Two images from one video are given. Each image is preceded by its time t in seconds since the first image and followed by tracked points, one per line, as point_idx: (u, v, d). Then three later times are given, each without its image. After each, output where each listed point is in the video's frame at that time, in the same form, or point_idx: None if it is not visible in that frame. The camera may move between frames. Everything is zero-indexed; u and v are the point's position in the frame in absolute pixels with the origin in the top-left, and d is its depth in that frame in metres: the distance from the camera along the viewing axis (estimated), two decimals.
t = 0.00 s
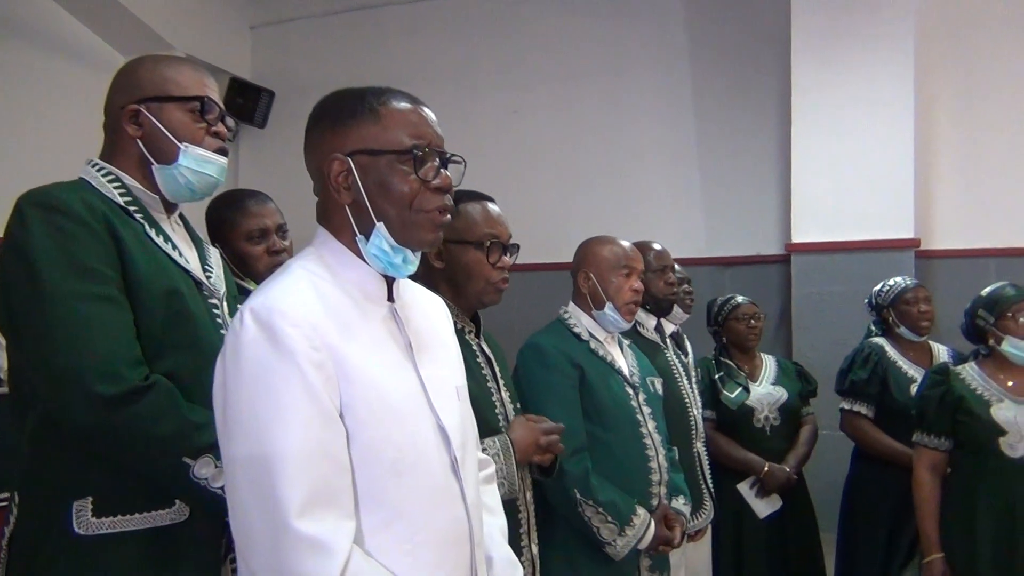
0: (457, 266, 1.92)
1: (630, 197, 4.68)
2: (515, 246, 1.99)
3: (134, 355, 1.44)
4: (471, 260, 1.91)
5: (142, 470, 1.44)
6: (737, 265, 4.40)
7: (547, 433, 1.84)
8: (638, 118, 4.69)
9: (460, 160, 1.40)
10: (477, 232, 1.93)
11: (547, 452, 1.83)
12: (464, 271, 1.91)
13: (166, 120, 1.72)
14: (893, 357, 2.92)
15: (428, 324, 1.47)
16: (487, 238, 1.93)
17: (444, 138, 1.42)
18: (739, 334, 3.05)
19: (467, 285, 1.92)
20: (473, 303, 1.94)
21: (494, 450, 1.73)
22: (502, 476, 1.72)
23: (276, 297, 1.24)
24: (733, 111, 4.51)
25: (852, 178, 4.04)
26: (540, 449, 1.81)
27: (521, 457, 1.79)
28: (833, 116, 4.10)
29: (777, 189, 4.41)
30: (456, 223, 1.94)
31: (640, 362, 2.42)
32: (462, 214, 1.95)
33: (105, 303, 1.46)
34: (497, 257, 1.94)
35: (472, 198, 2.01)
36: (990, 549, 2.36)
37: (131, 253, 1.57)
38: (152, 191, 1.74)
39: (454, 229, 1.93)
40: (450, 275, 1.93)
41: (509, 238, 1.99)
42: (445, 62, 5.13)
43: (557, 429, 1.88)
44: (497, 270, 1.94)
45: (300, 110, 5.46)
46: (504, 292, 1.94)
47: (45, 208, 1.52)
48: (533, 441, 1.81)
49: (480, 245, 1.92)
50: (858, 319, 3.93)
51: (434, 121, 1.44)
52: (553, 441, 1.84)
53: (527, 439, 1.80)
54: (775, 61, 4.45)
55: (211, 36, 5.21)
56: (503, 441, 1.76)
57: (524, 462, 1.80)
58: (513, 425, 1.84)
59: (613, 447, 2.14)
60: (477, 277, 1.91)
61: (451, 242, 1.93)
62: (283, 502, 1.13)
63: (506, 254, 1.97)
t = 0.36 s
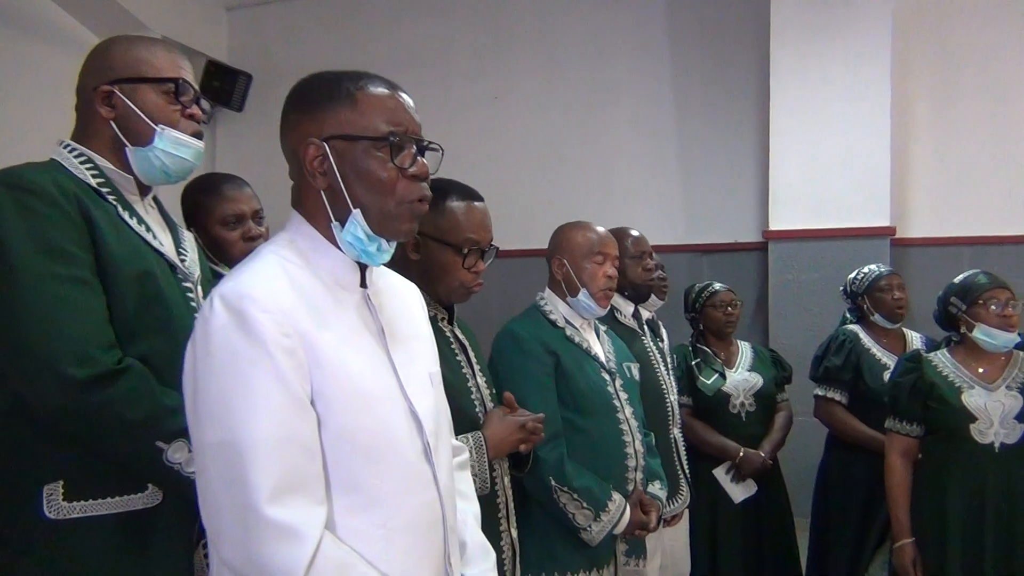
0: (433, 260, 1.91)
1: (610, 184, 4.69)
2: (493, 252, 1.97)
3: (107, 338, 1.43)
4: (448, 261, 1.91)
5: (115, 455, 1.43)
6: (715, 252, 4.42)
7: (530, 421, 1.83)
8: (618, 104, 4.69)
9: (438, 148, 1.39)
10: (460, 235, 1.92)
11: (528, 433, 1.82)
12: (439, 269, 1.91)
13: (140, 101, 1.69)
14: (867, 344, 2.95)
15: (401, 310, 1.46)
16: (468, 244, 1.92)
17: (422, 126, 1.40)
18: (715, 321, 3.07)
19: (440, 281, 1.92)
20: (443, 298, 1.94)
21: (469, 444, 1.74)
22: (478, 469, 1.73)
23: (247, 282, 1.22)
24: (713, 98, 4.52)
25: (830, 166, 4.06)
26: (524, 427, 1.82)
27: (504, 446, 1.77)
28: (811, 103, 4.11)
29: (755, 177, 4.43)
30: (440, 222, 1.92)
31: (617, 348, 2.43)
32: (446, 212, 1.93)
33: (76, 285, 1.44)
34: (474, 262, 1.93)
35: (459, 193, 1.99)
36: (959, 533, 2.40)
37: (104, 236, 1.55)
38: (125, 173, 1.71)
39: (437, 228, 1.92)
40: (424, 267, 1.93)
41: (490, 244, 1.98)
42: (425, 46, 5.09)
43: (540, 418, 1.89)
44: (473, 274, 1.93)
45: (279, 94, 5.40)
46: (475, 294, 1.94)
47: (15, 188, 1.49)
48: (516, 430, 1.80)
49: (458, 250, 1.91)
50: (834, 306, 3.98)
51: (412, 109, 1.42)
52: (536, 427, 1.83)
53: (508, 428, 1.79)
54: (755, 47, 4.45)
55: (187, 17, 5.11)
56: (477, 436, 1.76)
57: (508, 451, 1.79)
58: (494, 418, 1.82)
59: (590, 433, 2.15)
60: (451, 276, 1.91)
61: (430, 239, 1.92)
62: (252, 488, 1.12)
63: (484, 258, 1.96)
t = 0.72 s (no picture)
0: (411, 251, 1.90)
1: (590, 175, 4.69)
2: (473, 240, 1.97)
3: (77, 327, 1.41)
4: (426, 250, 1.90)
5: (85, 443, 1.41)
6: (694, 243, 4.44)
7: (510, 409, 1.84)
8: (598, 95, 4.68)
9: (406, 132, 1.38)
10: (439, 224, 1.91)
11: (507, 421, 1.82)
12: (417, 259, 1.90)
13: (110, 87, 1.66)
14: (841, 334, 2.98)
15: (373, 297, 1.46)
16: (448, 232, 1.91)
17: (389, 110, 1.40)
18: (692, 311, 3.09)
19: (417, 270, 1.90)
20: (421, 289, 1.92)
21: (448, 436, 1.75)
22: (451, 460, 1.74)
23: (215, 269, 1.21)
24: (693, 89, 4.53)
25: (808, 158, 4.09)
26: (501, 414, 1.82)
27: (483, 435, 1.78)
28: (789, 95, 4.13)
29: (733, 168, 4.45)
30: (419, 210, 1.92)
31: (593, 336, 2.44)
32: (425, 200, 1.93)
33: (44, 273, 1.42)
34: (454, 251, 1.92)
35: (437, 181, 1.99)
36: (927, 523, 2.44)
37: (72, 223, 1.53)
38: (95, 159, 1.68)
39: (416, 216, 1.92)
40: (403, 258, 1.91)
41: (468, 231, 1.97)
42: (404, 35, 5.05)
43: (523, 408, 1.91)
44: (451, 262, 1.92)
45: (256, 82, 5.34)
46: (453, 283, 1.93)
47: None
48: (496, 419, 1.81)
49: (438, 238, 1.90)
50: (810, 297, 4.01)
51: (379, 93, 1.41)
52: (516, 416, 1.84)
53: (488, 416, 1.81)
54: (734, 39, 4.47)
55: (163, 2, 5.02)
56: (457, 427, 1.77)
57: (488, 439, 1.79)
58: (473, 411, 1.82)
59: (565, 422, 2.16)
60: (428, 264, 1.90)
61: (409, 228, 1.91)
62: (221, 475, 1.12)
63: (463, 247, 1.96)
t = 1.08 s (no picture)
0: (386, 237, 1.89)
1: (570, 165, 4.69)
2: (447, 218, 1.98)
3: (46, 317, 1.39)
4: (402, 232, 1.89)
5: (55, 434, 1.39)
6: (673, 233, 4.46)
7: (489, 397, 1.84)
8: (578, 85, 4.68)
9: (378, 118, 1.38)
10: (409, 204, 1.91)
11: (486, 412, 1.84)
12: (393, 243, 1.89)
13: (80, 74, 1.64)
14: (816, 323, 3.01)
15: (345, 287, 1.45)
16: (421, 212, 1.91)
17: (361, 96, 1.39)
18: (669, 301, 3.10)
19: (394, 255, 1.89)
20: (400, 274, 1.91)
21: (425, 424, 1.75)
22: (427, 450, 1.73)
23: (184, 258, 1.20)
24: (672, 79, 4.53)
25: (786, 149, 4.11)
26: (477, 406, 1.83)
27: (461, 422, 1.78)
28: (765, 87, 4.15)
29: (712, 158, 4.47)
30: (389, 194, 1.91)
31: (568, 326, 2.45)
32: (395, 184, 1.92)
33: (12, 263, 1.40)
34: (429, 230, 1.92)
35: (405, 165, 1.98)
36: (901, 506, 2.46)
37: (41, 212, 1.51)
38: (66, 148, 1.66)
39: (387, 200, 1.91)
40: (378, 244, 1.90)
41: (442, 211, 1.98)
42: (383, 23, 5.01)
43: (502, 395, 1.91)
44: (428, 242, 1.92)
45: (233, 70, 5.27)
46: (433, 266, 1.92)
47: None
48: (474, 407, 1.81)
49: (412, 218, 1.90)
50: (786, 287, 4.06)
51: (351, 79, 1.40)
52: (495, 404, 1.84)
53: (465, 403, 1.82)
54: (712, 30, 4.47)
55: None
56: (435, 415, 1.77)
57: (466, 426, 1.79)
58: (452, 398, 1.82)
59: (540, 412, 2.17)
60: (406, 247, 1.89)
61: (382, 212, 1.91)
62: (189, 466, 1.11)
63: (438, 227, 1.96)
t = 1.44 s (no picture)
0: (362, 224, 1.89)
1: (551, 157, 4.69)
2: (422, 201, 1.97)
3: (17, 310, 1.37)
4: (377, 217, 1.88)
5: (26, 430, 1.38)
6: (654, 225, 4.48)
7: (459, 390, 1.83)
8: (560, 77, 4.67)
9: (354, 108, 1.36)
10: (382, 188, 1.90)
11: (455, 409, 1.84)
12: (369, 230, 1.89)
13: (50, 62, 1.61)
14: (794, 314, 3.04)
15: (321, 278, 1.45)
16: (394, 195, 1.91)
17: (337, 86, 1.37)
18: (649, 292, 3.12)
19: (373, 240, 1.88)
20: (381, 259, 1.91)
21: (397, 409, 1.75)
22: (402, 433, 1.74)
23: (157, 249, 1.19)
24: (653, 72, 4.54)
25: (765, 142, 4.14)
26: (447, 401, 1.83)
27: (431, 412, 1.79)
28: (745, 80, 4.17)
29: (693, 151, 4.49)
30: (362, 180, 1.91)
31: (545, 317, 2.46)
32: (367, 169, 1.92)
33: None
34: (405, 214, 1.92)
35: (377, 152, 1.97)
36: (875, 491, 2.46)
37: (12, 203, 1.48)
38: (37, 137, 1.64)
39: (358, 185, 1.90)
40: (355, 233, 1.89)
41: (416, 194, 1.97)
42: (363, 14, 4.97)
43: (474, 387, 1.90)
44: (405, 225, 1.91)
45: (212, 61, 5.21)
46: (413, 247, 1.92)
47: None
48: (444, 398, 1.81)
49: (386, 202, 1.90)
50: (765, 278, 4.10)
51: (326, 69, 1.39)
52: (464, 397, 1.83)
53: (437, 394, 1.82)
54: (693, 23, 4.48)
55: None
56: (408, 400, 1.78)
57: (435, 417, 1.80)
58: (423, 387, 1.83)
59: (517, 404, 2.18)
60: (383, 232, 1.88)
61: (355, 199, 1.90)
62: (163, 458, 1.11)
63: (414, 211, 1.95)
